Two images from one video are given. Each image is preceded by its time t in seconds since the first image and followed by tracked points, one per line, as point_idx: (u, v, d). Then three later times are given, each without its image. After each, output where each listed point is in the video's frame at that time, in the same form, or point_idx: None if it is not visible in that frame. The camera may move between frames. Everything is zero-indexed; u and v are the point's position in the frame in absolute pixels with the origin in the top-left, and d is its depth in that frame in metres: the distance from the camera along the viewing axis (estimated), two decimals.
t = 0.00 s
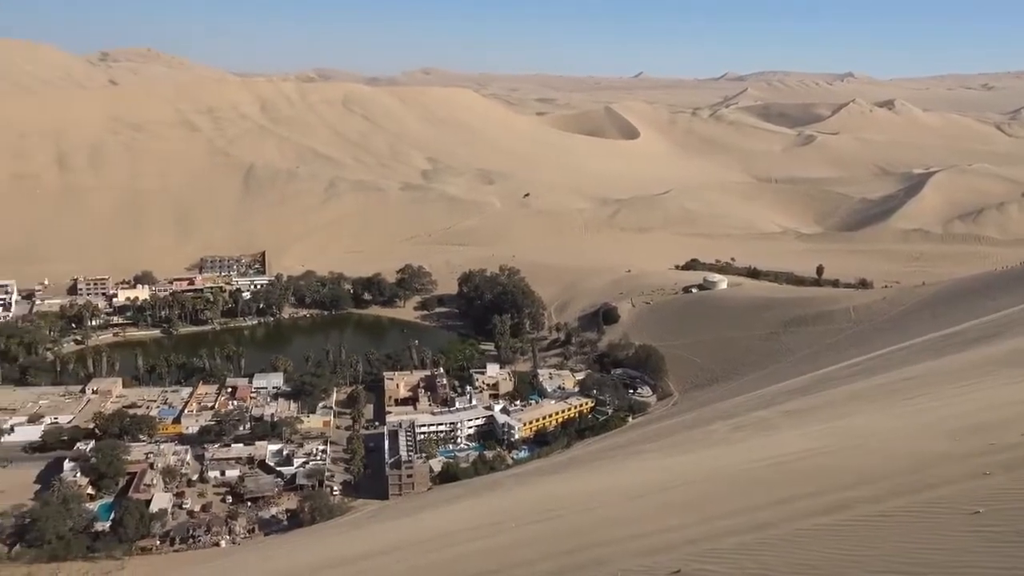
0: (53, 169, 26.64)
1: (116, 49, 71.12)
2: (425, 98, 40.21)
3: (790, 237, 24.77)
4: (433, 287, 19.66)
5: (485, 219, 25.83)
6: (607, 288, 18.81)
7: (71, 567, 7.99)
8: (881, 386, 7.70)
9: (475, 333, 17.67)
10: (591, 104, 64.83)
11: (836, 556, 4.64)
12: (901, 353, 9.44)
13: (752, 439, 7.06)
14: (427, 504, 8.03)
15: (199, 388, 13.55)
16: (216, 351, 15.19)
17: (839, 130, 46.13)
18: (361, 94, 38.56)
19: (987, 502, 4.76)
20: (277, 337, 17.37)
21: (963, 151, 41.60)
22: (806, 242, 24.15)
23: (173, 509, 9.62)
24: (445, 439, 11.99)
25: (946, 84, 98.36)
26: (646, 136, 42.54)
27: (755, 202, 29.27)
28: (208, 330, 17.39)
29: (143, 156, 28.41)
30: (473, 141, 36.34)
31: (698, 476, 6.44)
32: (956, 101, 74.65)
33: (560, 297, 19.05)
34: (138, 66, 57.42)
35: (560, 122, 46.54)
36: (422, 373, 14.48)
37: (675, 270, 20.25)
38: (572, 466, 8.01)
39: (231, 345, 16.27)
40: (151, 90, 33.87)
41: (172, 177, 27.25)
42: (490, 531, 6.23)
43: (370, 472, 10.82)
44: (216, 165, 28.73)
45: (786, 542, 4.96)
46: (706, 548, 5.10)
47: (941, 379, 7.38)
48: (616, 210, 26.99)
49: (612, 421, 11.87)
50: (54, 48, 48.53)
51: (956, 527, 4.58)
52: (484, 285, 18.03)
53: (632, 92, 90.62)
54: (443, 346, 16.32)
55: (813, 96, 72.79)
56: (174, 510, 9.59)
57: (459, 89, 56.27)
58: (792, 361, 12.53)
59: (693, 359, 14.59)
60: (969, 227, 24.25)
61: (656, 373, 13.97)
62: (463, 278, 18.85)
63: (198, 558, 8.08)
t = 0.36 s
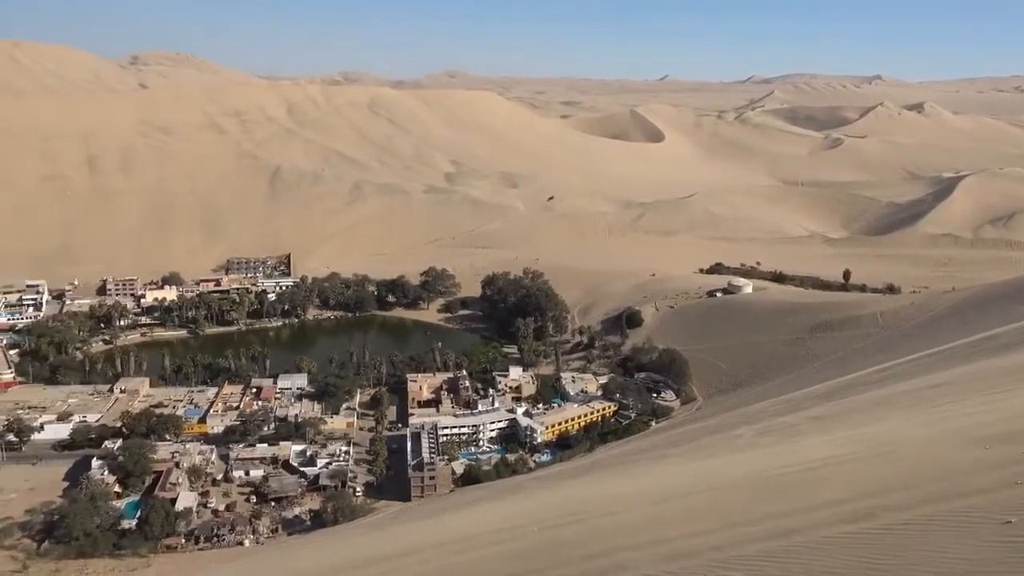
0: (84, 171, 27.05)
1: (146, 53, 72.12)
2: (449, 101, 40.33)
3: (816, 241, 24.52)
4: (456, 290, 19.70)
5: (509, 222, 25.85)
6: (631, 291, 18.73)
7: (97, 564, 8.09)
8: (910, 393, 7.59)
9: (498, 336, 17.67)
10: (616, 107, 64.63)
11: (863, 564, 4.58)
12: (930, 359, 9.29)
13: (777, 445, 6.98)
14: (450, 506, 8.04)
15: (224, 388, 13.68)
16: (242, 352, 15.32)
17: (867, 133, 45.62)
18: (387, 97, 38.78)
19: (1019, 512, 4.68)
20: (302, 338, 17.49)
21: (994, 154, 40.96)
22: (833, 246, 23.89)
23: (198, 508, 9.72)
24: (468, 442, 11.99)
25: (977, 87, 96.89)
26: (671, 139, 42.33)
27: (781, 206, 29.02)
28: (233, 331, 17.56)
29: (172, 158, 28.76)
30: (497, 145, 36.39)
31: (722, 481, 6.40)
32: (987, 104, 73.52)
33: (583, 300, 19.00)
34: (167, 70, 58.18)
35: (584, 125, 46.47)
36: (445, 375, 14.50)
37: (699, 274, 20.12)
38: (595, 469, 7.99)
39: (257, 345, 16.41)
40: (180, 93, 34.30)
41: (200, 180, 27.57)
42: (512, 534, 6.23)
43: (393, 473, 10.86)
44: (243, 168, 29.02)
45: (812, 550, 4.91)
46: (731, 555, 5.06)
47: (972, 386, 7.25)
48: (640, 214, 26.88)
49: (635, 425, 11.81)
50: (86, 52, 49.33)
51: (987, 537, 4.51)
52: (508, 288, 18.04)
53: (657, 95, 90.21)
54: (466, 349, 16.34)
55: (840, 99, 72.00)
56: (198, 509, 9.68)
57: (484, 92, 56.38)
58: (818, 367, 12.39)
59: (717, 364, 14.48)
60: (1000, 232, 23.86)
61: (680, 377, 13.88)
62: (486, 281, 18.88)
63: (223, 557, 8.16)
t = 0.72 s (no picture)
0: (117, 173, 27.47)
1: (178, 57, 73.04)
2: (476, 104, 40.44)
3: (845, 246, 24.24)
4: (481, 292, 19.73)
5: (534, 224, 25.85)
6: (656, 295, 18.64)
7: (127, 561, 8.21)
8: (941, 399, 7.47)
9: (523, 339, 17.67)
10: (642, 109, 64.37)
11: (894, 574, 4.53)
12: (962, 365, 9.14)
13: (805, 451, 6.91)
14: (476, 508, 8.05)
15: (252, 389, 13.81)
16: (269, 352, 15.45)
17: (898, 136, 45.05)
18: (414, 100, 38.97)
19: None
20: (328, 339, 17.61)
21: None
22: (862, 250, 23.61)
23: (225, 506, 9.81)
24: (492, 444, 11.99)
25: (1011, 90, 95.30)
26: (698, 142, 42.09)
27: (810, 210, 28.73)
28: (261, 332, 17.72)
29: (202, 160, 29.12)
30: (523, 147, 36.42)
31: (750, 486, 6.34)
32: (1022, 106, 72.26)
33: (609, 304, 18.93)
34: (198, 74, 58.92)
35: (610, 127, 46.34)
36: (470, 378, 14.52)
37: (726, 278, 19.96)
38: (620, 473, 7.95)
39: (284, 346, 16.55)
40: (210, 96, 34.71)
41: (229, 182, 27.88)
42: (538, 537, 6.23)
43: (418, 475, 10.89)
44: (272, 170, 29.31)
45: (841, 559, 4.86)
46: (759, 563, 5.02)
47: (1005, 394, 7.13)
48: (666, 217, 26.75)
49: (660, 430, 11.74)
50: (120, 56, 50.13)
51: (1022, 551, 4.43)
52: (533, 290, 18.03)
53: (683, 97, 89.75)
54: (491, 351, 16.35)
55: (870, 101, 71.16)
56: (226, 508, 9.78)
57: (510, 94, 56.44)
58: (848, 372, 12.24)
59: (744, 368, 14.35)
60: None
61: (706, 382, 13.78)
62: (512, 284, 18.90)
63: (250, 556, 8.23)
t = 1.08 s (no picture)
0: (150, 175, 27.88)
1: (210, 60, 74.01)
2: (502, 106, 40.50)
3: (875, 249, 23.95)
4: (507, 294, 19.75)
5: (561, 226, 25.84)
6: (683, 297, 18.54)
7: (156, 557, 8.33)
8: (972, 405, 7.36)
9: (548, 341, 17.65)
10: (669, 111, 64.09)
11: None
12: (995, 371, 8.98)
13: (834, 456, 6.83)
14: (501, 509, 8.06)
15: (280, 388, 13.94)
16: (297, 352, 15.58)
17: (929, 138, 44.41)
18: (441, 102, 39.13)
19: None
20: (355, 339, 17.73)
21: None
22: (893, 254, 23.30)
23: (252, 505, 9.90)
24: (517, 446, 11.98)
25: None
26: (726, 144, 41.81)
27: (839, 212, 28.42)
28: (289, 332, 17.90)
29: (233, 162, 29.46)
30: (550, 149, 36.43)
31: (776, 491, 6.29)
32: None
33: (634, 306, 18.86)
34: (230, 77, 59.69)
35: (637, 129, 46.18)
36: (496, 379, 14.54)
37: (754, 281, 19.79)
38: (646, 476, 7.92)
39: (311, 346, 16.68)
40: (241, 98, 35.12)
41: (259, 184, 28.18)
42: (563, 539, 6.21)
43: (442, 476, 10.92)
44: (300, 172, 29.57)
45: (871, 567, 4.81)
46: (786, 569, 4.98)
47: None
48: (693, 219, 26.60)
49: (686, 434, 11.66)
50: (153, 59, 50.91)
51: None
52: (559, 292, 18.02)
53: (711, 99, 89.18)
54: (517, 352, 16.35)
55: (901, 102, 70.22)
56: (253, 506, 9.87)
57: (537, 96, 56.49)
58: (878, 377, 12.09)
59: (771, 372, 14.22)
60: None
61: (732, 385, 13.68)
62: (537, 286, 18.89)
63: (276, 555, 8.32)
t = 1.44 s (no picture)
0: (183, 175, 28.28)
1: (242, 61, 74.92)
2: (531, 106, 40.49)
3: (908, 250, 23.61)
4: (535, 294, 19.76)
5: (589, 226, 25.80)
6: (712, 297, 18.42)
7: (188, 551, 8.46)
8: (1008, 410, 7.24)
9: (575, 341, 17.63)
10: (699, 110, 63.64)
11: None
12: None
13: (866, 460, 6.75)
14: (528, 508, 8.08)
15: (309, 386, 14.07)
16: (326, 350, 15.71)
17: (965, 137, 43.66)
18: (470, 102, 39.23)
19: None
20: (383, 338, 17.83)
21: None
22: (927, 255, 22.95)
23: (282, 501, 10.01)
24: (544, 446, 11.98)
25: None
26: (756, 143, 41.44)
27: (872, 213, 28.06)
28: (319, 330, 18.05)
29: (264, 162, 29.79)
30: (578, 149, 36.37)
31: (807, 494, 6.25)
32: None
33: (663, 306, 18.77)
34: (261, 77, 60.34)
35: (666, 129, 45.94)
36: (523, 379, 14.55)
37: (784, 282, 19.61)
38: (674, 477, 7.90)
39: (340, 345, 16.82)
40: (272, 99, 35.50)
41: (289, 183, 28.46)
42: (590, 540, 6.20)
43: (469, 475, 10.94)
44: (330, 172, 29.82)
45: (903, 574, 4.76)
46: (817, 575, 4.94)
47: None
48: (723, 219, 26.41)
49: (714, 436, 11.58)
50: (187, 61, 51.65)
51: None
52: (586, 292, 17.98)
53: (741, 98, 88.42)
54: (544, 352, 16.34)
55: (936, 101, 69.05)
56: (282, 502, 9.97)
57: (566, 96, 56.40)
58: (910, 380, 11.93)
59: (801, 374, 14.08)
60: None
61: (761, 387, 13.56)
62: (565, 286, 18.87)
63: (305, 551, 8.40)
